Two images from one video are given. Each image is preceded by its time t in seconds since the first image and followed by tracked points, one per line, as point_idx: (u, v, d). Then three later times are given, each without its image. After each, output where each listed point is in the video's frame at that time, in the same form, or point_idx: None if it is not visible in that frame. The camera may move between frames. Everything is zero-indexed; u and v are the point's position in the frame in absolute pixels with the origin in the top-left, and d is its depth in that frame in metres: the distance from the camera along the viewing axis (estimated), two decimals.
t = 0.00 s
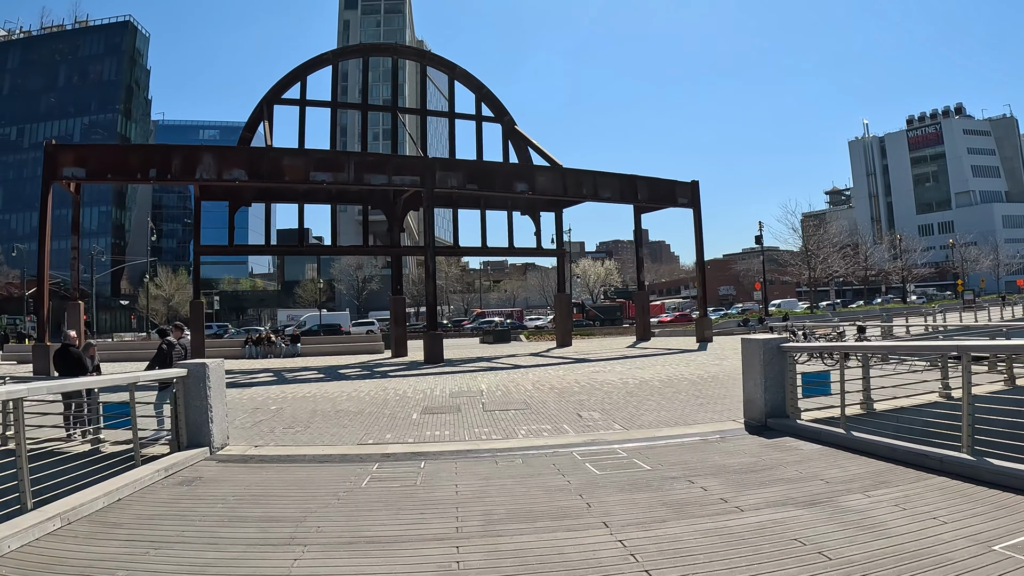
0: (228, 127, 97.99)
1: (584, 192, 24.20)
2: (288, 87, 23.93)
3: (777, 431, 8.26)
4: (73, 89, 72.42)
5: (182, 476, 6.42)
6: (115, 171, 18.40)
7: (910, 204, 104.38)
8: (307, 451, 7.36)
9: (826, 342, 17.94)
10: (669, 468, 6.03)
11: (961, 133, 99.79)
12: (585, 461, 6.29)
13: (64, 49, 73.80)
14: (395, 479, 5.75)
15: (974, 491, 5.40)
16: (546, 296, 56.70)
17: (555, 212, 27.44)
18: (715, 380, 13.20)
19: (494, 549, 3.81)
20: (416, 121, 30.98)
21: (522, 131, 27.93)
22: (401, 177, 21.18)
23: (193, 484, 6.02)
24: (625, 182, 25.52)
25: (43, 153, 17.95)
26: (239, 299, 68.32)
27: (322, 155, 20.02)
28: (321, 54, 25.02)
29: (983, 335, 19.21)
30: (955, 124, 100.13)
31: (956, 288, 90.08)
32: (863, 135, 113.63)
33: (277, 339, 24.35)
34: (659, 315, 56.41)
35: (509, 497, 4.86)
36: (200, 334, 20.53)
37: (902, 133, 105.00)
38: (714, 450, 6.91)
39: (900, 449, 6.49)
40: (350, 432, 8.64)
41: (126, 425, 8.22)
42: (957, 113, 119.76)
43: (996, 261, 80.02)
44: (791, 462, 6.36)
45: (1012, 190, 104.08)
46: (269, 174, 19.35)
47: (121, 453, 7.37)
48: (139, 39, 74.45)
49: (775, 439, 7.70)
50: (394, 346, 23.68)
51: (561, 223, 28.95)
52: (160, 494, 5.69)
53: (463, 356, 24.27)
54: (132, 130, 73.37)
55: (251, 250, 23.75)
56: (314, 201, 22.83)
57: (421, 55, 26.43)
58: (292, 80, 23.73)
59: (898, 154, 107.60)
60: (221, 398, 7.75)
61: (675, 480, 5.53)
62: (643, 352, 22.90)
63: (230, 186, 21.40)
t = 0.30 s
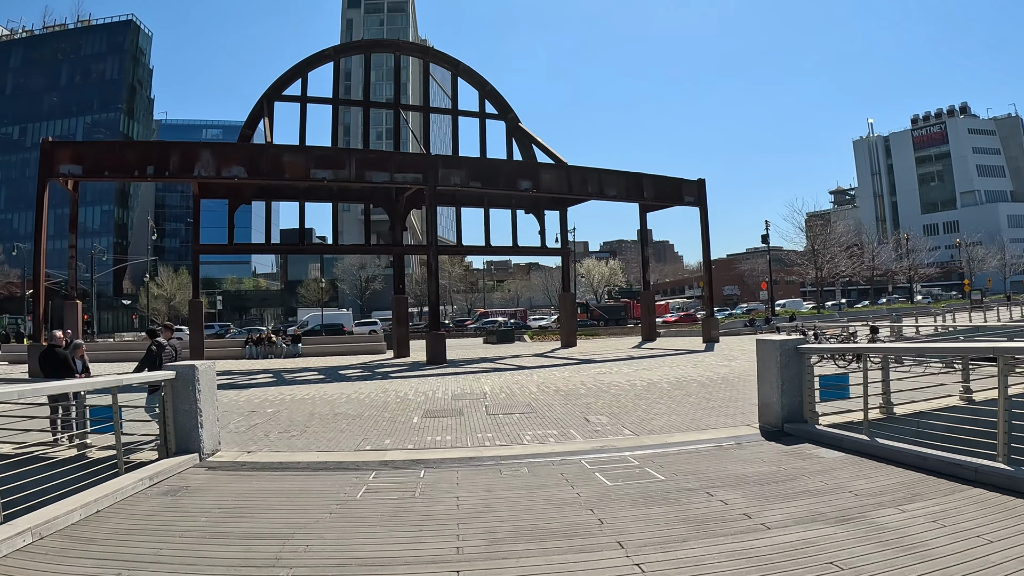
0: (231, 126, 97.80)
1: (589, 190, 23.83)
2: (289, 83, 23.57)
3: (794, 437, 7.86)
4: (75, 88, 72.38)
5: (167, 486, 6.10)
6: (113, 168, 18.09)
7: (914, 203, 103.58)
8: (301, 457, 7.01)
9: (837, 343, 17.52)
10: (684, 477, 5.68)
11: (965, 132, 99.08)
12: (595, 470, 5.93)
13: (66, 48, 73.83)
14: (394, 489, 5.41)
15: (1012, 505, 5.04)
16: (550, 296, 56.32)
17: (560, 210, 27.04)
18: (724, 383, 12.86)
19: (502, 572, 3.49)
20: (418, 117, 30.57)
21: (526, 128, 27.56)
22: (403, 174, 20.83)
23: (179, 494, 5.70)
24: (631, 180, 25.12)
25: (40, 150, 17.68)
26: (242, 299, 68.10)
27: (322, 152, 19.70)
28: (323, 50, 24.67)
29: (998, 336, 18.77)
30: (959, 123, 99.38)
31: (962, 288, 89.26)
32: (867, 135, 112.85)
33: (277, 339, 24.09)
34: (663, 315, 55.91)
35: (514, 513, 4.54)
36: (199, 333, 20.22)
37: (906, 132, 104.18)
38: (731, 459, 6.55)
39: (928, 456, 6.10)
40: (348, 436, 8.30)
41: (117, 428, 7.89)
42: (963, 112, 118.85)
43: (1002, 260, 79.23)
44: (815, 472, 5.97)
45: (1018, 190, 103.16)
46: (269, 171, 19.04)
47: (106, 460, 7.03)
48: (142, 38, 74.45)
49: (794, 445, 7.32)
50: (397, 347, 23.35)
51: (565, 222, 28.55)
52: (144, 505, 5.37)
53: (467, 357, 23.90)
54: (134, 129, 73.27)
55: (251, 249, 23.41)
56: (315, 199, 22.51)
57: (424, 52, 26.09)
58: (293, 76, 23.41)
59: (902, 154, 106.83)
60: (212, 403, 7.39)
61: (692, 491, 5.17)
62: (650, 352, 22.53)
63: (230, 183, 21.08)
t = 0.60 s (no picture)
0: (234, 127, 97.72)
1: (594, 187, 23.44)
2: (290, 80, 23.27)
3: (815, 440, 7.46)
4: (78, 88, 72.33)
5: (153, 492, 5.76)
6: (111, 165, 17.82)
7: (919, 204, 102.65)
8: (297, 462, 6.64)
9: (850, 343, 17.07)
10: (705, 483, 5.30)
11: (971, 132, 98.14)
12: (608, 476, 5.56)
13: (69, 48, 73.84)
14: (394, 497, 5.05)
15: None
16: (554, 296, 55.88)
17: (565, 209, 26.66)
18: (736, 383, 12.45)
19: None
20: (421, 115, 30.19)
21: (531, 125, 27.21)
22: (405, 171, 20.48)
23: (164, 501, 5.35)
24: (637, 178, 24.73)
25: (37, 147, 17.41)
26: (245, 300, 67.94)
27: (324, 149, 19.40)
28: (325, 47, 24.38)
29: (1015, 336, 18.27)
30: (964, 123, 98.47)
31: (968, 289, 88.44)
32: (872, 135, 111.98)
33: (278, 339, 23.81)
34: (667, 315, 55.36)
35: (523, 524, 4.18)
36: (199, 333, 19.92)
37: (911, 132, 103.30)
38: (751, 463, 6.17)
39: (966, 462, 5.69)
40: (347, 439, 7.94)
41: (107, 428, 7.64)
42: (969, 112, 117.78)
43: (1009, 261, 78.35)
44: (843, 479, 5.58)
45: None
46: (269, 168, 18.73)
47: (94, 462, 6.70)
48: (144, 37, 74.37)
49: (816, 449, 6.93)
50: (400, 347, 23.01)
51: (570, 220, 28.15)
52: (126, 514, 5.02)
53: (471, 357, 23.54)
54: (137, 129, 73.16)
55: (252, 248, 23.12)
56: (317, 197, 22.20)
57: (427, 48, 25.76)
58: (295, 72, 23.11)
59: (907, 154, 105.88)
60: (203, 404, 7.06)
61: (715, 500, 4.79)
62: (657, 353, 22.10)
63: (230, 181, 20.80)
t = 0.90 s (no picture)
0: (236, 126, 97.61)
1: (599, 186, 23.04)
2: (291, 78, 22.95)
3: (836, 448, 7.08)
4: (80, 88, 72.26)
5: (136, 503, 5.42)
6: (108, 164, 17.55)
7: (923, 204, 102.02)
8: (291, 472, 6.30)
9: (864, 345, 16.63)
10: (726, 498, 4.94)
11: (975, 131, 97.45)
12: (621, 489, 5.19)
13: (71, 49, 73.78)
14: (393, 513, 4.70)
15: None
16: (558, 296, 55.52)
17: (570, 208, 26.28)
18: (748, 386, 12.04)
19: None
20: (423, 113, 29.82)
21: (535, 123, 26.83)
22: (407, 170, 20.11)
23: (147, 516, 5.02)
24: (643, 177, 24.34)
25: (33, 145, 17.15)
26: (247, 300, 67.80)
27: (324, 147, 19.06)
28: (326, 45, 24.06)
29: None
30: (968, 122, 97.82)
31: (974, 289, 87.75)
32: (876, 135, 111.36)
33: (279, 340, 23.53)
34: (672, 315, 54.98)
35: (531, 547, 3.82)
36: (199, 334, 19.64)
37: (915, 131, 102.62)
38: (773, 474, 5.80)
39: (1003, 474, 5.30)
40: (345, 446, 7.59)
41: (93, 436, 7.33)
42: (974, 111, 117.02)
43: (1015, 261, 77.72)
44: (874, 493, 5.19)
45: None
46: (269, 166, 18.40)
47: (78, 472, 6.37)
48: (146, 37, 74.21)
49: (839, 459, 6.54)
50: (402, 348, 22.67)
51: (575, 220, 27.75)
52: (103, 530, 4.69)
53: (474, 358, 23.23)
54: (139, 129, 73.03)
55: (253, 248, 22.82)
56: (318, 197, 21.88)
57: (430, 45, 25.43)
58: (295, 70, 22.78)
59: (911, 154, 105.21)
60: (193, 410, 6.72)
61: (738, 518, 4.43)
62: (663, 354, 21.71)
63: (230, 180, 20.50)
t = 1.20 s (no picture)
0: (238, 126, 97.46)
1: (604, 183, 22.68)
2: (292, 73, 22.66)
3: (859, 450, 6.72)
4: (82, 88, 72.21)
5: (115, 513, 5.07)
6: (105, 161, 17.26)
7: (927, 202, 101.20)
8: (283, 479, 5.95)
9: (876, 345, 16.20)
10: (747, 508, 4.58)
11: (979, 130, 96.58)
12: (634, 499, 4.83)
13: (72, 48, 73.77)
14: (388, 526, 4.36)
15: None
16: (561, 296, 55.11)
17: (574, 206, 25.93)
18: (758, 387, 11.65)
19: None
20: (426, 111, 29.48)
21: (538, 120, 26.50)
22: (408, 166, 19.77)
23: (126, 527, 4.68)
24: (648, 173, 23.97)
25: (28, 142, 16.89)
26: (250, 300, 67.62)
27: (325, 143, 18.76)
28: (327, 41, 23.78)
29: None
30: (973, 121, 96.95)
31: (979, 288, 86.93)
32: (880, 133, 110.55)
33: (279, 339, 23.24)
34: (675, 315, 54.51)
35: (538, 565, 3.48)
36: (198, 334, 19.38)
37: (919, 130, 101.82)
38: (795, 479, 5.46)
39: None
40: (342, 450, 7.24)
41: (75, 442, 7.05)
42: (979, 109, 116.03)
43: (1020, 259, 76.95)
44: (906, 502, 4.82)
45: None
46: (268, 162, 18.09)
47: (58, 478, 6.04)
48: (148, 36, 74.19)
49: (863, 464, 6.17)
50: (404, 348, 22.32)
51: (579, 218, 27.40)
52: (77, 543, 4.36)
53: (477, 358, 22.89)
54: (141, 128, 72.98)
55: (253, 247, 22.51)
56: (318, 194, 21.58)
57: (432, 41, 25.12)
58: (295, 66, 22.47)
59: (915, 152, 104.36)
60: (180, 414, 6.38)
61: (764, 531, 4.07)
62: (667, 354, 21.33)
63: (229, 177, 20.19)
